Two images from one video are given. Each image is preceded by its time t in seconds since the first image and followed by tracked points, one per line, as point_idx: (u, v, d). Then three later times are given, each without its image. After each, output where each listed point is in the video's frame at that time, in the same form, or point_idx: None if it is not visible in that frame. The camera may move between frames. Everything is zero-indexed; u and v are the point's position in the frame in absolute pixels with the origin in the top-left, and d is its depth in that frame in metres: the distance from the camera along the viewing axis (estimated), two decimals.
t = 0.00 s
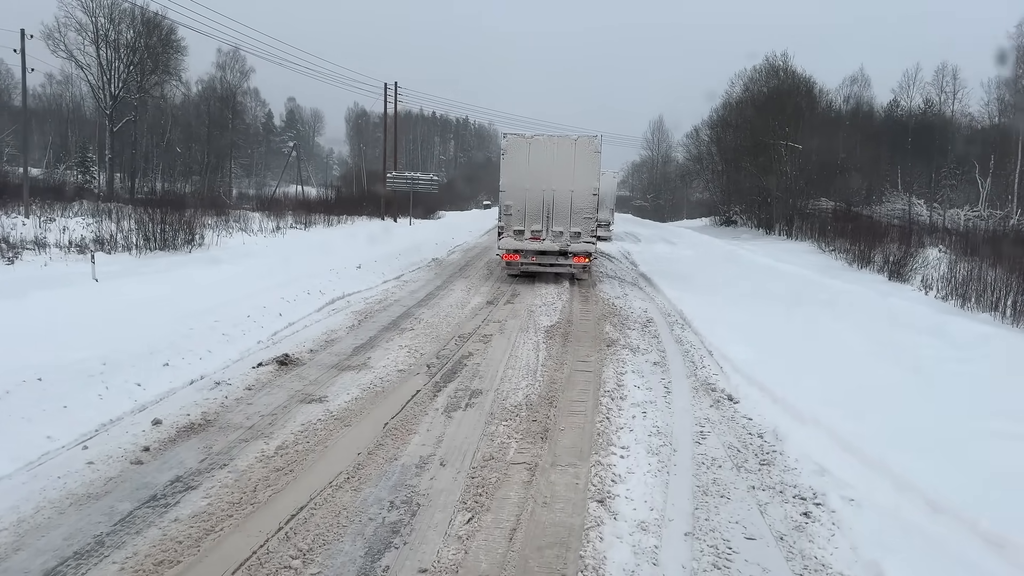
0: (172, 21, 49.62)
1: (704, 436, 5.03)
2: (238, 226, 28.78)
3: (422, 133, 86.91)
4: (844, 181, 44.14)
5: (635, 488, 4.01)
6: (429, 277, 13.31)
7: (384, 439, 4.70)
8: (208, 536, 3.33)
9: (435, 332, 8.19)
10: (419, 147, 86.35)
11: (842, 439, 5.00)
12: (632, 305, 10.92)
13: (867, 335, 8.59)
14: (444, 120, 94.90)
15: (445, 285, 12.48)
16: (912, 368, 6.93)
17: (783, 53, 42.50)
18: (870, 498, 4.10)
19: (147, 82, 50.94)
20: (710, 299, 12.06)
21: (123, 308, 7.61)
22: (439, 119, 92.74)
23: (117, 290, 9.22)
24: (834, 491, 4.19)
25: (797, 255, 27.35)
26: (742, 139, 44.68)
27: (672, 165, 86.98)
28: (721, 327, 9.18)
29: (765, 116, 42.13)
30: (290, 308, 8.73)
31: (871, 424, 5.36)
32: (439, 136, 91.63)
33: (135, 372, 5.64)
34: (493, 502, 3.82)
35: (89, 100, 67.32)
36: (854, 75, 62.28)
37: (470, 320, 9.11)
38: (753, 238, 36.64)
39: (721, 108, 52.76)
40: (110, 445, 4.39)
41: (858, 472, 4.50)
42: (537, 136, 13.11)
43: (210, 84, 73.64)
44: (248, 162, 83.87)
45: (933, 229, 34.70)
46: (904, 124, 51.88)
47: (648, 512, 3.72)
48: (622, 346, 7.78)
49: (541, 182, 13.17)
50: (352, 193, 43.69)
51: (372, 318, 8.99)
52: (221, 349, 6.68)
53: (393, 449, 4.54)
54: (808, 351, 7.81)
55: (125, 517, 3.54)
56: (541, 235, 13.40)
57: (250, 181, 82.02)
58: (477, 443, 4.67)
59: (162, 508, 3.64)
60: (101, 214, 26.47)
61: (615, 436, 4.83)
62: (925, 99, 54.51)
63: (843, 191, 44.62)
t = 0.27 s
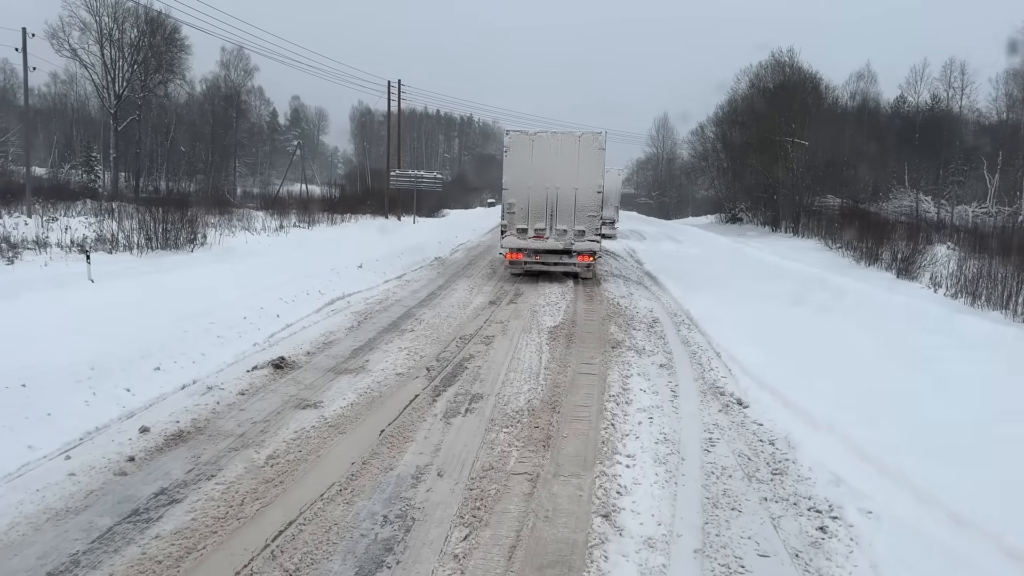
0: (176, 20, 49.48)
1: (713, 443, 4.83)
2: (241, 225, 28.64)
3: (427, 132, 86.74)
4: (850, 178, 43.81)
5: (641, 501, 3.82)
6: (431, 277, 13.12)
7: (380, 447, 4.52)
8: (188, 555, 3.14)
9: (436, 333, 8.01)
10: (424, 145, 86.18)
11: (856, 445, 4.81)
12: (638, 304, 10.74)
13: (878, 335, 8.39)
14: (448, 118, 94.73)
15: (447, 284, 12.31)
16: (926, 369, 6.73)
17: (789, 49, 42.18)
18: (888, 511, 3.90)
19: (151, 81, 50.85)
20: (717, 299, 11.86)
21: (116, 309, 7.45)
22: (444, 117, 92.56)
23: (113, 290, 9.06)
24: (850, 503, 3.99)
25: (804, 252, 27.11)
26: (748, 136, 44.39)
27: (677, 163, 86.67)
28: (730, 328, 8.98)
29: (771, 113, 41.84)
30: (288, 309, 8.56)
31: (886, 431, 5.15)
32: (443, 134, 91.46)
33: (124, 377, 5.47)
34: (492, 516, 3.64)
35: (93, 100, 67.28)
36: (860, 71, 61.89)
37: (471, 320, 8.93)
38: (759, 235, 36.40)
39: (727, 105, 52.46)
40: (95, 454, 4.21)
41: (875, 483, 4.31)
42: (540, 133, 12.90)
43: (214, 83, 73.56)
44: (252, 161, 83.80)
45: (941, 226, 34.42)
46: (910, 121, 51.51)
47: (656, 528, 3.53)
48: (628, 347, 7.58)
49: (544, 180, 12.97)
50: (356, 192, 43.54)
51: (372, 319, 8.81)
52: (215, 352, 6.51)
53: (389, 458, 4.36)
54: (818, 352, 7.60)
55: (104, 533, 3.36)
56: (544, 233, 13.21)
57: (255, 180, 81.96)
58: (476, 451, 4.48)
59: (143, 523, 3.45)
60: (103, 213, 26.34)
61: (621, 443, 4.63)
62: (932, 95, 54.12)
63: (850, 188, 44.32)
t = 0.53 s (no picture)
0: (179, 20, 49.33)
1: (725, 453, 4.64)
2: (244, 224, 28.50)
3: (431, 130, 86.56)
4: (857, 174, 43.48)
5: (650, 518, 3.63)
6: (434, 277, 12.95)
7: (377, 459, 4.34)
8: None
9: (437, 336, 7.82)
10: (428, 144, 86.01)
11: (874, 453, 4.62)
12: (644, 304, 10.54)
13: (892, 335, 8.17)
14: (452, 116, 94.54)
15: (450, 284, 12.12)
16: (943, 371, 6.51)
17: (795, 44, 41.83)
18: (911, 527, 3.70)
19: (155, 81, 50.73)
20: (724, 298, 11.65)
21: (110, 312, 7.28)
22: (448, 115, 92.36)
23: (110, 293, 8.90)
24: (870, 518, 3.79)
25: (811, 249, 26.85)
26: (753, 133, 44.08)
27: (682, 160, 86.31)
28: (739, 329, 8.77)
29: (777, 109, 41.52)
30: (286, 311, 8.39)
31: (904, 438, 4.94)
32: (447, 132, 91.27)
33: (114, 385, 5.30)
34: (493, 536, 3.45)
35: (97, 100, 67.23)
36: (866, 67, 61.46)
37: (474, 322, 8.74)
38: (765, 232, 36.15)
39: (732, 101, 52.13)
40: (78, 468, 4.04)
41: (894, 494, 4.12)
42: (544, 130, 12.70)
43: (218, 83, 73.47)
44: (257, 160, 83.73)
45: (948, 222, 34.12)
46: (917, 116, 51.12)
47: (666, 548, 3.33)
48: (634, 350, 7.38)
49: (548, 178, 12.77)
50: (360, 191, 43.39)
51: (373, 322, 8.63)
52: (210, 357, 6.34)
53: (386, 470, 4.18)
54: (831, 353, 7.39)
55: (82, 555, 3.18)
56: (549, 232, 12.99)
57: (259, 179, 81.90)
58: (477, 463, 4.29)
59: (125, 544, 3.27)
60: (106, 214, 26.21)
61: (627, 453, 4.44)
62: (939, 90, 53.71)
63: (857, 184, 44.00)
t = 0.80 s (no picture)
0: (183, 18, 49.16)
1: (736, 462, 4.43)
2: (247, 223, 28.34)
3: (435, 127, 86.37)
4: (864, 170, 43.15)
5: (658, 535, 3.42)
6: (437, 276, 12.75)
7: (372, 469, 4.15)
8: None
9: (439, 338, 7.63)
10: (432, 141, 85.81)
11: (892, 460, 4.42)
12: (650, 303, 10.34)
13: (905, 334, 7.93)
14: (456, 114, 94.34)
15: (452, 284, 11.93)
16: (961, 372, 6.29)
17: (801, 39, 41.47)
18: (935, 542, 3.49)
19: (158, 79, 50.59)
20: (731, 297, 11.44)
21: (103, 315, 7.11)
22: (452, 113, 92.15)
23: (106, 294, 8.73)
24: (891, 534, 3.57)
25: (818, 246, 26.60)
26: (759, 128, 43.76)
27: (686, 156, 86.02)
28: (748, 329, 8.55)
29: (782, 104, 41.22)
30: (284, 313, 8.20)
31: (924, 444, 4.72)
32: (451, 130, 91.10)
33: (102, 391, 5.12)
34: (492, 554, 3.25)
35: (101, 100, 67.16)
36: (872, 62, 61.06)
37: (477, 323, 8.54)
38: (771, 229, 35.92)
39: (737, 97, 51.80)
40: (60, 481, 3.86)
41: (915, 505, 3.92)
42: (548, 126, 12.51)
43: (222, 82, 73.36)
44: (261, 159, 83.68)
45: (957, 217, 33.82)
46: (924, 110, 50.72)
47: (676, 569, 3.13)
48: (640, 351, 7.19)
49: (552, 175, 12.56)
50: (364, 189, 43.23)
51: (373, 322, 8.44)
52: (204, 361, 6.16)
53: (381, 482, 3.99)
54: (843, 354, 7.17)
55: None
56: (553, 230, 12.78)
57: (263, 178, 81.82)
58: (476, 474, 4.10)
59: (101, 569, 3.08)
60: (108, 213, 26.07)
61: (634, 463, 4.25)
62: (945, 85, 53.32)
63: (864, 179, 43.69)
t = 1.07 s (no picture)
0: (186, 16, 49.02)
1: (747, 470, 4.24)
2: (249, 222, 28.17)
3: (438, 125, 86.14)
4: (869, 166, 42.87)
5: (664, 551, 3.24)
6: (438, 275, 12.57)
7: (366, 479, 3.96)
8: None
9: (438, 339, 7.43)
10: (436, 139, 85.61)
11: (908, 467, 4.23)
12: (656, 302, 10.15)
13: (918, 334, 7.72)
14: (460, 111, 94.11)
15: (453, 283, 11.75)
16: (978, 374, 6.08)
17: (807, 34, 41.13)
18: (958, 557, 3.29)
19: (161, 78, 50.45)
20: (738, 295, 11.23)
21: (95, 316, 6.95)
22: (455, 111, 91.94)
23: (101, 294, 8.57)
24: (912, 549, 3.38)
25: (824, 242, 26.36)
26: (764, 124, 43.46)
27: (691, 153, 85.69)
28: (755, 329, 8.35)
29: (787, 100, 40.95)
30: (281, 313, 8.03)
31: (942, 449, 4.53)
32: (455, 128, 90.86)
33: (87, 398, 4.94)
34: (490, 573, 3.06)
35: (104, 98, 67.07)
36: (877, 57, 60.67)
37: (478, 323, 8.35)
38: (776, 226, 35.66)
39: (742, 93, 51.50)
40: (37, 494, 3.69)
41: (936, 515, 3.72)
42: (550, 122, 12.31)
43: (225, 80, 73.22)
44: (264, 157, 83.57)
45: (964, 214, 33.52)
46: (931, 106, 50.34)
47: None
48: (645, 353, 7.00)
49: (555, 172, 12.37)
50: (367, 187, 43.04)
51: (372, 323, 8.26)
52: (196, 365, 5.98)
53: (374, 494, 3.80)
54: (854, 355, 6.96)
55: None
56: (556, 228, 12.59)
57: (267, 177, 81.71)
58: (473, 485, 3.91)
59: None
60: (109, 212, 25.92)
61: (640, 472, 4.06)
62: (952, 80, 52.92)
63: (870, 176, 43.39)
